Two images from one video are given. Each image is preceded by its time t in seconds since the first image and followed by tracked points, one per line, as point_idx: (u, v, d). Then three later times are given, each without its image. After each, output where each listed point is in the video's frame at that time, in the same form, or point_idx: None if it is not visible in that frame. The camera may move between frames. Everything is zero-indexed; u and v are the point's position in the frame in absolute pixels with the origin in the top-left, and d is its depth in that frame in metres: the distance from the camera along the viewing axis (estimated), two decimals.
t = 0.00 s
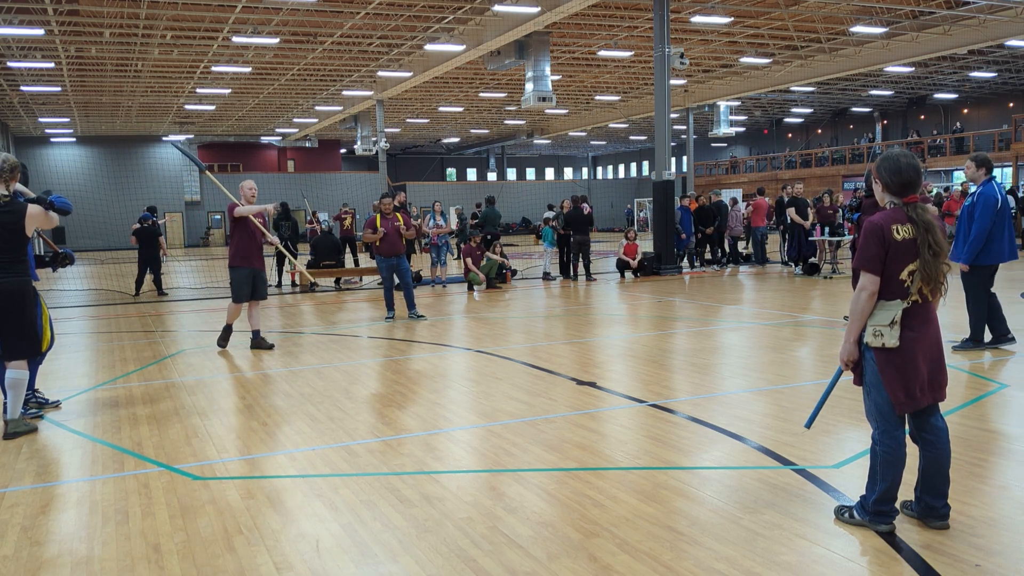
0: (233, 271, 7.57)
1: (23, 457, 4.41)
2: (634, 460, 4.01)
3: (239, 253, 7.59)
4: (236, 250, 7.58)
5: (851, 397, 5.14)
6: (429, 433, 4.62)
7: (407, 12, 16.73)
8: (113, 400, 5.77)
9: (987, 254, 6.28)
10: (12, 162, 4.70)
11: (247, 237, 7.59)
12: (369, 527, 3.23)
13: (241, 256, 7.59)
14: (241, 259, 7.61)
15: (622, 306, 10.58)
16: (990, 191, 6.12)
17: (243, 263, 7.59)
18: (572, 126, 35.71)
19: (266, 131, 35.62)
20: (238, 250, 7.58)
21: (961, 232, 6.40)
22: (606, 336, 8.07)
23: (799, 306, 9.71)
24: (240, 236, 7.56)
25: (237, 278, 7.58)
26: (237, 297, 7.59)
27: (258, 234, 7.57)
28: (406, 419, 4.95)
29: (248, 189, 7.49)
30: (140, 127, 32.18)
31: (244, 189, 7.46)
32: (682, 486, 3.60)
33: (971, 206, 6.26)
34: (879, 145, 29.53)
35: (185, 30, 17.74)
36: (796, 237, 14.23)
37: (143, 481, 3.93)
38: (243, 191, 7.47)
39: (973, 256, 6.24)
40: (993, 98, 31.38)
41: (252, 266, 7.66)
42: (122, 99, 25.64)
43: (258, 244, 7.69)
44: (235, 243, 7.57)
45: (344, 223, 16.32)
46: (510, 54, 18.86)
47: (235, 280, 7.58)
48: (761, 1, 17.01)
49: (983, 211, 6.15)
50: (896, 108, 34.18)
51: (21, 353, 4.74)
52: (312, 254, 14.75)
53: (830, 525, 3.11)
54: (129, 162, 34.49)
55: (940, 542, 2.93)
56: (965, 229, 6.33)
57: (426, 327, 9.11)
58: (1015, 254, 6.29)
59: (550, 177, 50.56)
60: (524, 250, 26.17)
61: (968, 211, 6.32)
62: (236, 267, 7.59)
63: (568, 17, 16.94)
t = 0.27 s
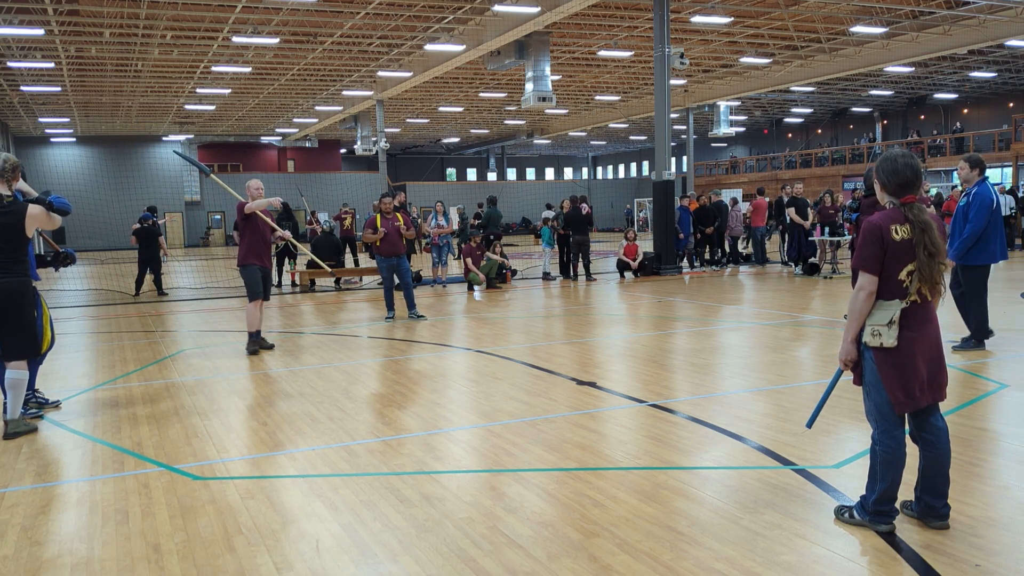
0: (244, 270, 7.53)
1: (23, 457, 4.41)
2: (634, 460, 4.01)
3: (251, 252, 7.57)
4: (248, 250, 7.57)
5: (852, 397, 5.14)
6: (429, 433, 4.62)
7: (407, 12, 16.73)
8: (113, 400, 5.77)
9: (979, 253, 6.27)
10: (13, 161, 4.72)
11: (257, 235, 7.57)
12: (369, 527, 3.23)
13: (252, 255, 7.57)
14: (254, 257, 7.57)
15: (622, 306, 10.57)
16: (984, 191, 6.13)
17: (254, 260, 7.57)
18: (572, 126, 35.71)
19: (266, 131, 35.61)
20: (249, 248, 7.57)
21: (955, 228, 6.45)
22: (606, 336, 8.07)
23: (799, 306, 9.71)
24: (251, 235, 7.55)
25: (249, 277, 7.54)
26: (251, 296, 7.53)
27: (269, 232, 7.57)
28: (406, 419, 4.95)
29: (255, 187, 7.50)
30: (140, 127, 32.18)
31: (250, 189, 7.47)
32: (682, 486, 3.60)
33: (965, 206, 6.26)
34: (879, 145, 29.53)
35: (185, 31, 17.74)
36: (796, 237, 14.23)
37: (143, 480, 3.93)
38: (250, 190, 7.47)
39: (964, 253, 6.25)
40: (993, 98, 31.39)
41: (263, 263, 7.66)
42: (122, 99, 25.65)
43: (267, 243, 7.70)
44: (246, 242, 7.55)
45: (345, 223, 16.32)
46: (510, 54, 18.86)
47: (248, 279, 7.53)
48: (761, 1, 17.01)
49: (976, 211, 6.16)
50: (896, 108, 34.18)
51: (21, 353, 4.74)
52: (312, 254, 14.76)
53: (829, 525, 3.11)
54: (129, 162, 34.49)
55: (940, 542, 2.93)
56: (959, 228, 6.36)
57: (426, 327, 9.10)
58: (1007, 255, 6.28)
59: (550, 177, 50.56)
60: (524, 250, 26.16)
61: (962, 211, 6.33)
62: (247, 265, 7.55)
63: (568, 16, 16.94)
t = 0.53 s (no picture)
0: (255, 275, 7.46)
1: (23, 457, 4.41)
2: (634, 460, 4.01)
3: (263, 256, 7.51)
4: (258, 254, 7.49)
5: (852, 397, 5.14)
6: (429, 433, 4.62)
7: (407, 12, 16.73)
8: (113, 400, 5.77)
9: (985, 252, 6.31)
10: (14, 161, 4.74)
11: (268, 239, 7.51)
12: (369, 527, 3.23)
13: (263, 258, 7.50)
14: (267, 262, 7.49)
15: (622, 306, 10.57)
16: (985, 191, 6.20)
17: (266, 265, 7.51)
18: (572, 126, 35.71)
19: (266, 131, 35.61)
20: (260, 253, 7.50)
21: (954, 229, 6.44)
22: (607, 336, 8.07)
23: (799, 306, 9.70)
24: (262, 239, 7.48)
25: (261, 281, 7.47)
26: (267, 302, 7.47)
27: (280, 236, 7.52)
28: (406, 419, 4.95)
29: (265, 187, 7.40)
30: (140, 127, 32.17)
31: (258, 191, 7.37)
32: (682, 486, 3.60)
33: (969, 207, 6.29)
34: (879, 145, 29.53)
35: (185, 31, 17.74)
36: (796, 238, 14.24)
37: (143, 480, 3.93)
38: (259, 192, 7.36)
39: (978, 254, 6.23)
40: (993, 98, 31.40)
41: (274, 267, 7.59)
42: (122, 99, 25.65)
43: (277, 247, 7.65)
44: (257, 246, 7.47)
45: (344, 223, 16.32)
46: (510, 54, 18.86)
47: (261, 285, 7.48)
48: (761, 1, 17.01)
49: (980, 209, 6.19)
50: (896, 108, 34.18)
51: (21, 353, 4.74)
52: (312, 254, 14.76)
53: (829, 525, 3.11)
54: (129, 162, 34.49)
55: (939, 542, 2.93)
56: (963, 229, 6.36)
57: (426, 327, 9.10)
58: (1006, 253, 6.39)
59: (550, 177, 50.57)
60: (524, 250, 26.16)
61: (963, 212, 6.36)
62: (258, 269, 7.48)
63: (568, 17, 16.94)
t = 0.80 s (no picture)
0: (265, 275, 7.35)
1: (23, 457, 4.41)
2: (634, 459, 4.01)
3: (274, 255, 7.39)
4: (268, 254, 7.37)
5: (852, 397, 5.14)
6: (429, 433, 4.62)
7: (407, 12, 16.73)
8: (113, 400, 5.77)
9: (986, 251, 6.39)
10: (12, 161, 4.71)
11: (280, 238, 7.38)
12: (369, 527, 3.23)
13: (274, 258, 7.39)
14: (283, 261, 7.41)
15: (622, 306, 10.57)
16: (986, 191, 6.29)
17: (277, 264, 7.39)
18: (572, 126, 35.71)
19: (266, 131, 35.61)
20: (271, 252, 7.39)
21: (956, 229, 6.43)
22: (607, 336, 8.07)
23: (799, 306, 9.71)
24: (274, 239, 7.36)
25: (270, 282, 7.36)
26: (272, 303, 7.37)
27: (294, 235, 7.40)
28: (406, 419, 4.96)
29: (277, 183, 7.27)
30: (140, 127, 32.17)
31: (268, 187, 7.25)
32: (682, 486, 3.60)
33: (973, 207, 6.33)
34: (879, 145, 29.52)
35: (185, 31, 17.74)
36: (796, 238, 14.25)
37: (143, 481, 3.93)
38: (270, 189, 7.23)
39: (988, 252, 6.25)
40: (993, 98, 31.40)
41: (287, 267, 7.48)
42: (122, 99, 25.65)
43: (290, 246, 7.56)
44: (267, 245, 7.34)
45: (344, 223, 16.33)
46: (510, 54, 18.86)
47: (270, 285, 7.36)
48: (761, 1, 17.01)
49: (985, 208, 6.27)
50: (896, 108, 34.18)
51: (20, 353, 4.73)
52: (312, 254, 14.76)
53: (829, 525, 3.11)
54: (129, 162, 34.46)
55: (940, 542, 2.92)
56: (968, 229, 6.36)
57: (426, 327, 9.10)
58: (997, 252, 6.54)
59: (550, 177, 50.57)
60: (524, 250, 26.15)
61: (965, 212, 6.39)
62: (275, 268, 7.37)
63: (568, 17, 16.94)
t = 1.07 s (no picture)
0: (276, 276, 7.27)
1: (23, 457, 4.41)
2: (634, 460, 4.01)
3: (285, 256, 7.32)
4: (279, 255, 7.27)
5: (851, 397, 5.14)
6: (429, 433, 4.62)
7: (407, 12, 16.73)
8: (113, 400, 5.77)
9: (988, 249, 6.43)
10: (11, 162, 4.70)
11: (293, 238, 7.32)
12: (369, 527, 3.24)
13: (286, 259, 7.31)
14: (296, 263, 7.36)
15: (622, 306, 10.57)
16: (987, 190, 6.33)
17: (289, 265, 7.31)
18: (572, 126, 35.71)
19: (266, 131, 35.61)
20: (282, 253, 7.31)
21: (962, 229, 6.41)
22: (607, 336, 8.07)
23: (799, 306, 9.70)
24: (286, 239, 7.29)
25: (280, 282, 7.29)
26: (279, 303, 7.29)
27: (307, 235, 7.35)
28: (406, 419, 4.95)
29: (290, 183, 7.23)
30: (140, 127, 32.17)
31: (281, 187, 7.22)
32: (682, 486, 3.61)
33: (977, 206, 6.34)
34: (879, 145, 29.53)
35: (185, 31, 17.74)
36: (796, 237, 14.25)
37: (143, 480, 3.93)
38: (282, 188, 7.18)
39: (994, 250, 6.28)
40: (993, 98, 31.41)
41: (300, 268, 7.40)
42: (122, 99, 25.65)
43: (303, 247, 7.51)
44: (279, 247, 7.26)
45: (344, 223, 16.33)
46: (510, 54, 18.85)
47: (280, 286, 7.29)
48: (761, 1, 17.01)
49: (990, 207, 6.31)
50: (896, 108, 34.19)
51: (21, 353, 4.73)
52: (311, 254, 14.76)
53: (830, 525, 3.11)
54: (129, 162, 34.45)
55: (940, 542, 2.93)
56: (974, 228, 6.37)
57: (426, 327, 9.10)
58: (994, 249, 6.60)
59: (550, 177, 50.60)
60: (524, 250, 26.16)
61: (969, 211, 6.39)
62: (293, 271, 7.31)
63: (568, 17, 16.94)
